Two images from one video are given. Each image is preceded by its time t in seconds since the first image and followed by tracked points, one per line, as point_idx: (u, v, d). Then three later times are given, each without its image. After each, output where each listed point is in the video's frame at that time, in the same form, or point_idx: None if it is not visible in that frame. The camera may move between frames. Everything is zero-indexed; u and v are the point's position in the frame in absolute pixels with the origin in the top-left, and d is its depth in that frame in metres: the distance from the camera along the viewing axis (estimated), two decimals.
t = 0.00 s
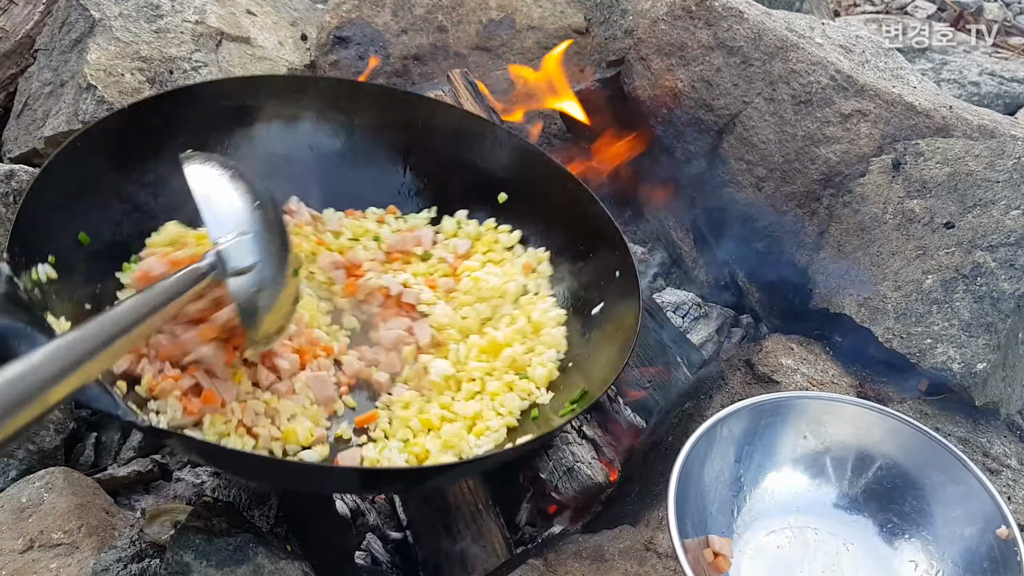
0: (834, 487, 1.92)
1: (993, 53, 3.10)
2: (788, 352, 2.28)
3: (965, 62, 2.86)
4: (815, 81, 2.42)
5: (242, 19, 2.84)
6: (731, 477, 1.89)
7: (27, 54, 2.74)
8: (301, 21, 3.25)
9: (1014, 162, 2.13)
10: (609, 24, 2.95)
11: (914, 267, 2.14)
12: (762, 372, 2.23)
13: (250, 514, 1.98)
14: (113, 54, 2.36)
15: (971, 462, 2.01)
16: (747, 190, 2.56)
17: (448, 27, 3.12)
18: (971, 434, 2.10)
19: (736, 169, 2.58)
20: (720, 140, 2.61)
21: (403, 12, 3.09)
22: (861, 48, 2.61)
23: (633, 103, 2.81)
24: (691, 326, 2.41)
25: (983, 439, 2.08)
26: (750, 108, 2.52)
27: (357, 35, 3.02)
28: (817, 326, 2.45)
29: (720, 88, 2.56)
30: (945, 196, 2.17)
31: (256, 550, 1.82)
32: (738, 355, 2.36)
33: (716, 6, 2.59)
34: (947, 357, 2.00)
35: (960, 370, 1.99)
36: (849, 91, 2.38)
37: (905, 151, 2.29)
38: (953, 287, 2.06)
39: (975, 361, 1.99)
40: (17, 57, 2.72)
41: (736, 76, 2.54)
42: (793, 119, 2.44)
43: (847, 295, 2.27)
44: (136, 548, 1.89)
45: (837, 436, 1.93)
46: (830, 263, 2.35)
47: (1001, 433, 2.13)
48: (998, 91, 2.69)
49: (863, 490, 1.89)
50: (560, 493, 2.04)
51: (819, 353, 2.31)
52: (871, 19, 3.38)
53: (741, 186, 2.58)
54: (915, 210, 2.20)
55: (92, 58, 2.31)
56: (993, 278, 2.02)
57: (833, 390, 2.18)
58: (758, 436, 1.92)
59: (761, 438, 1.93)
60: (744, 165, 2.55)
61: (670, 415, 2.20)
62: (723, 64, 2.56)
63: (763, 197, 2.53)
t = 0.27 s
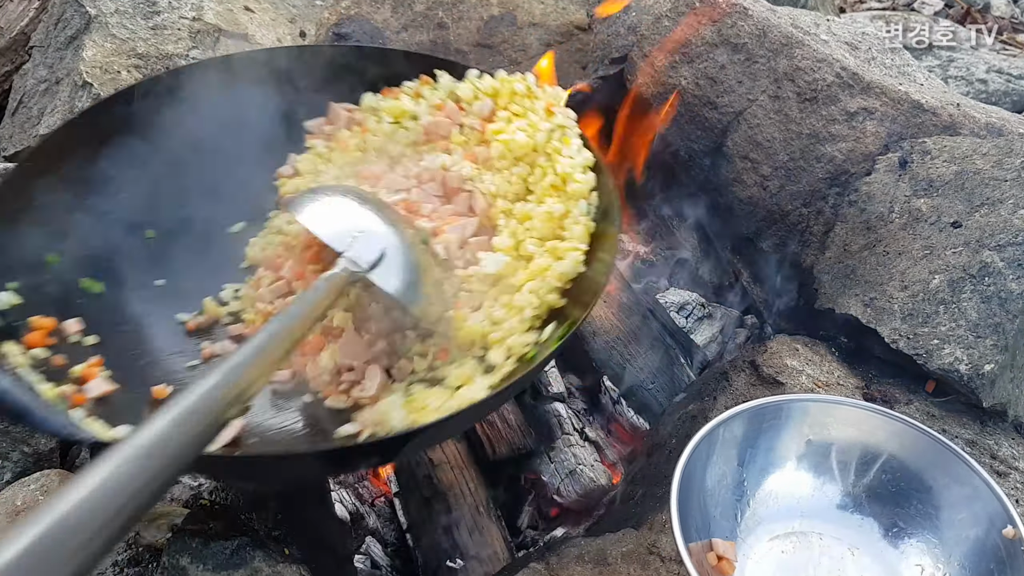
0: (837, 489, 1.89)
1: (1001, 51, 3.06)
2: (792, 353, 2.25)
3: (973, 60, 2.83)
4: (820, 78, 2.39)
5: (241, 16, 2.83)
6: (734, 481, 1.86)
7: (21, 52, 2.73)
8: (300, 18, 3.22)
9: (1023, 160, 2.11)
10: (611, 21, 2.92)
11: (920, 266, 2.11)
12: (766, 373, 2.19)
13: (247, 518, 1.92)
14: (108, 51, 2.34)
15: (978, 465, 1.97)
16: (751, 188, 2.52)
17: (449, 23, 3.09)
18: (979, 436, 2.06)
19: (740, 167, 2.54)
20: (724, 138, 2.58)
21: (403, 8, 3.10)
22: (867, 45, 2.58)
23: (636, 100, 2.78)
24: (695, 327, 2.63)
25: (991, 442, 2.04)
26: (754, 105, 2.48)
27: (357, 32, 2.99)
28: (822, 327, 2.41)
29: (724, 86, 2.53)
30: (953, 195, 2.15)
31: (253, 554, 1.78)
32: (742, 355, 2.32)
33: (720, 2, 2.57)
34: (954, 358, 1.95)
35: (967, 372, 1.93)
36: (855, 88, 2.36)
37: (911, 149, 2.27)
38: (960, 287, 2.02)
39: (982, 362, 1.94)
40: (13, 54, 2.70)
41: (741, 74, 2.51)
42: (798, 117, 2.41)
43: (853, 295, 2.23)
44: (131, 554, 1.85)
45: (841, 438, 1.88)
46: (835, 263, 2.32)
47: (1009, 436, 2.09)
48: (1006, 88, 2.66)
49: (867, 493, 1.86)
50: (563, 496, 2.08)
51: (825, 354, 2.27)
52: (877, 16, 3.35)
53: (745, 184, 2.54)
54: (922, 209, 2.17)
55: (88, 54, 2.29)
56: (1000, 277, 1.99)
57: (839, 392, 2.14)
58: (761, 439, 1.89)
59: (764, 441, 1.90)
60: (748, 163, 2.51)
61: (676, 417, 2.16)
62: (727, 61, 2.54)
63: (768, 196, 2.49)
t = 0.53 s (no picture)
0: (843, 491, 1.86)
1: (1008, 48, 3.03)
2: (798, 354, 2.22)
3: (981, 57, 2.80)
4: (826, 75, 2.36)
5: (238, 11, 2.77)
6: (739, 483, 1.83)
7: (16, 48, 2.71)
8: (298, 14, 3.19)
9: None
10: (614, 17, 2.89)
11: (926, 266, 2.07)
12: (771, 374, 2.16)
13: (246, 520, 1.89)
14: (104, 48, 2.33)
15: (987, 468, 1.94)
16: (756, 187, 2.50)
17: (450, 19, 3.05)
18: (987, 438, 2.02)
19: (745, 166, 2.52)
20: (728, 136, 2.55)
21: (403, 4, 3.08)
22: (874, 42, 2.55)
23: (639, 97, 2.75)
24: (701, 328, 2.39)
25: (999, 444, 2.01)
26: (759, 103, 2.46)
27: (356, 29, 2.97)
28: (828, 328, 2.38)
29: (729, 83, 2.51)
30: (961, 193, 2.13)
31: (251, 557, 1.75)
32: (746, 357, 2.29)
33: None
34: (961, 359, 1.92)
35: (975, 373, 1.90)
36: (862, 86, 2.33)
37: (919, 147, 2.25)
38: (967, 287, 1.98)
39: (990, 364, 1.90)
40: (8, 51, 2.68)
41: (746, 71, 2.48)
42: (804, 115, 2.38)
43: (859, 295, 2.20)
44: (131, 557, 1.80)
45: (847, 440, 1.85)
46: (841, 263, 2.29)
47: (1018, 438, 2.05)
48: (1014, 86, 2.63)
49: (874, 496, 1.83)
50: (564, 498, 2.06)
51: (832, 356, 2.24)
52: (884, 13, 3.32)
53: (751, 183, 2.51)
54: (929, 208, 2.15)
55: (84, 52, 2.28)
56: (1009, 277, 1.95)
57: (845, 394, 2.11)
58: (765, 443, 1.86)
59: (770, 443, 1.87)
60: (753, 161, 2.49)
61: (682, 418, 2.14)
62: (731, 58, 2.51)
63: (773, 195, 2.46)
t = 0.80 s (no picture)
0: (851, 495, 1.82)
1: (1019, 44, 2.99)
2: (804, 355, 2.18)
3: (990, 54, 2.76)
4: (832, 72, 2.33)
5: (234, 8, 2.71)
6: (744, 486, 1.79)
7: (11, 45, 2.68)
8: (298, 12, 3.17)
9: None
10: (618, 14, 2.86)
11: (934, 266, 2.04)
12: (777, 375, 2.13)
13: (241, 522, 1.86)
14: (98, 44, 2.30)
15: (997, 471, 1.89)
16: (762, 185, 2.47)
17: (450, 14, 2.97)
18: (997, 441, 1.98)
19: (750, 164, 2.49)
20: (733, 134, 2.51)
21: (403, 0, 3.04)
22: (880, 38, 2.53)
23: (643, 95, 2.71)
24: (704, 328, 2.35)
25: (1008, 447, 1.96)
26: (764, 100, 2.43)
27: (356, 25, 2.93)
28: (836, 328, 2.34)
29: (734, 80, 2.48)
30: (970, 192, 2.09)
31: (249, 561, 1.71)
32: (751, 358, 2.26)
33: None
34: (970, 360, 1.88)
35: (983, 375, 1.87)
36: (868, 82, 2.30)
37: (926, 145, 2.21)
38: (976, 287, 1.95)
39: (999, 365, 1.86)
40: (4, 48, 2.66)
41: (751, 67, 2.46)
42: (810, 112, 2.35)
43: (866, 295, 2.16)
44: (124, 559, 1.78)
45: (854, 442, 1.81)
46: (848, 262, 2.26)
47: None
48: None
49: (881, 499, 1.79)
50: (566, 503, 1.99)
51: (838, 356, 2.21)
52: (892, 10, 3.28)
53: (756, 181, 2.48)
54: (937, 207, 2.11)
55: (79, 47, 2.25)
56: (1019, 277, 1.90)
57: (852, 396, 2.08)
58: (773, 444, 1.82)
59: (776, 445, 1.83)
60: (758, 160, 2.46)
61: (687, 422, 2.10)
62: (736, 54, 2.48)
63: (779, 193, 2.43)
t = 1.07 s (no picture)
0: (857, 498, 1.76)
1: None
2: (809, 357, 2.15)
3: (999, 52, 2.74)
4: (838, 68, 2.37)
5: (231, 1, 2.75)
6: (749, 487, 1.75)
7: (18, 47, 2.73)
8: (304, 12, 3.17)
9: None
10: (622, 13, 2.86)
11: (941, 266, 2.01)
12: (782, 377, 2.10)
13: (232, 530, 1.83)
14: (94, 42, 2.41)
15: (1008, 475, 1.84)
16: (766, 184, 2.43)
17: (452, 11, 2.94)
18: (1007, 443, 1.92)
19: (753, 162, 2.46)
20: (736, 133, 2.49)
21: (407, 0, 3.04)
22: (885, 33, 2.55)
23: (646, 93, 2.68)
24: (708, 329, 2.35)
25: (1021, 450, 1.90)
26: (769, 98, 2.44)
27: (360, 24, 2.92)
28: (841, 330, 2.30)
29: (738, 79, 2.49)
30: (976, 191, 2.06)
31: (246, 565, 1.70)
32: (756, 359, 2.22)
33: None
34: (977, 362, 1.85)
35: (991, 376, 1.84)
36: (874, 81, 2.32)
37: (933, 144, 2.19)
38: (983, 286, 1.92)
39: (1008, 365, 1.83)
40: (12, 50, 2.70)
41: (757, 64, 2.48)
42: (817, 110, 2.36)
43: (871, 296, 2.14)
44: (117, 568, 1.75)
45: (862, 444, 1.78)
46: (853, 262, 2.22)
47: None
48: None
49: (888, 502, 1.74)
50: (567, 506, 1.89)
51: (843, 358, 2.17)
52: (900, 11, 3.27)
53: (759, 179, 2.45)
54: (944, 207, 2.08)
55: (73, 44, 2.38)
56: None
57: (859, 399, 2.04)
58: (778, 445, 1.78)
59: (782, 445, 1.79)
60: (763, 159, 2.43)
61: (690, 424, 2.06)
62: (742, 50, 2.52)
63: (783, 192, 2.40)
